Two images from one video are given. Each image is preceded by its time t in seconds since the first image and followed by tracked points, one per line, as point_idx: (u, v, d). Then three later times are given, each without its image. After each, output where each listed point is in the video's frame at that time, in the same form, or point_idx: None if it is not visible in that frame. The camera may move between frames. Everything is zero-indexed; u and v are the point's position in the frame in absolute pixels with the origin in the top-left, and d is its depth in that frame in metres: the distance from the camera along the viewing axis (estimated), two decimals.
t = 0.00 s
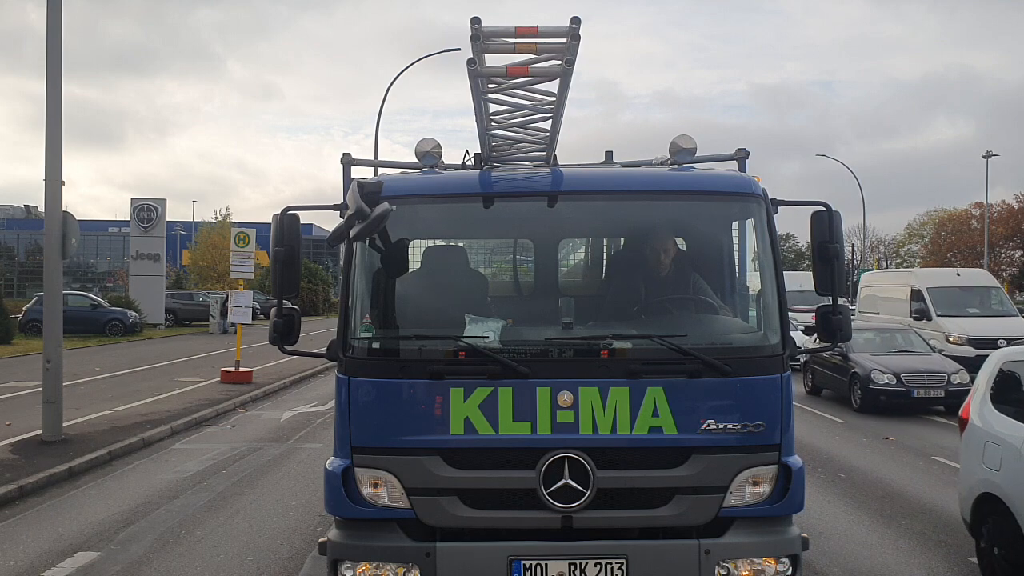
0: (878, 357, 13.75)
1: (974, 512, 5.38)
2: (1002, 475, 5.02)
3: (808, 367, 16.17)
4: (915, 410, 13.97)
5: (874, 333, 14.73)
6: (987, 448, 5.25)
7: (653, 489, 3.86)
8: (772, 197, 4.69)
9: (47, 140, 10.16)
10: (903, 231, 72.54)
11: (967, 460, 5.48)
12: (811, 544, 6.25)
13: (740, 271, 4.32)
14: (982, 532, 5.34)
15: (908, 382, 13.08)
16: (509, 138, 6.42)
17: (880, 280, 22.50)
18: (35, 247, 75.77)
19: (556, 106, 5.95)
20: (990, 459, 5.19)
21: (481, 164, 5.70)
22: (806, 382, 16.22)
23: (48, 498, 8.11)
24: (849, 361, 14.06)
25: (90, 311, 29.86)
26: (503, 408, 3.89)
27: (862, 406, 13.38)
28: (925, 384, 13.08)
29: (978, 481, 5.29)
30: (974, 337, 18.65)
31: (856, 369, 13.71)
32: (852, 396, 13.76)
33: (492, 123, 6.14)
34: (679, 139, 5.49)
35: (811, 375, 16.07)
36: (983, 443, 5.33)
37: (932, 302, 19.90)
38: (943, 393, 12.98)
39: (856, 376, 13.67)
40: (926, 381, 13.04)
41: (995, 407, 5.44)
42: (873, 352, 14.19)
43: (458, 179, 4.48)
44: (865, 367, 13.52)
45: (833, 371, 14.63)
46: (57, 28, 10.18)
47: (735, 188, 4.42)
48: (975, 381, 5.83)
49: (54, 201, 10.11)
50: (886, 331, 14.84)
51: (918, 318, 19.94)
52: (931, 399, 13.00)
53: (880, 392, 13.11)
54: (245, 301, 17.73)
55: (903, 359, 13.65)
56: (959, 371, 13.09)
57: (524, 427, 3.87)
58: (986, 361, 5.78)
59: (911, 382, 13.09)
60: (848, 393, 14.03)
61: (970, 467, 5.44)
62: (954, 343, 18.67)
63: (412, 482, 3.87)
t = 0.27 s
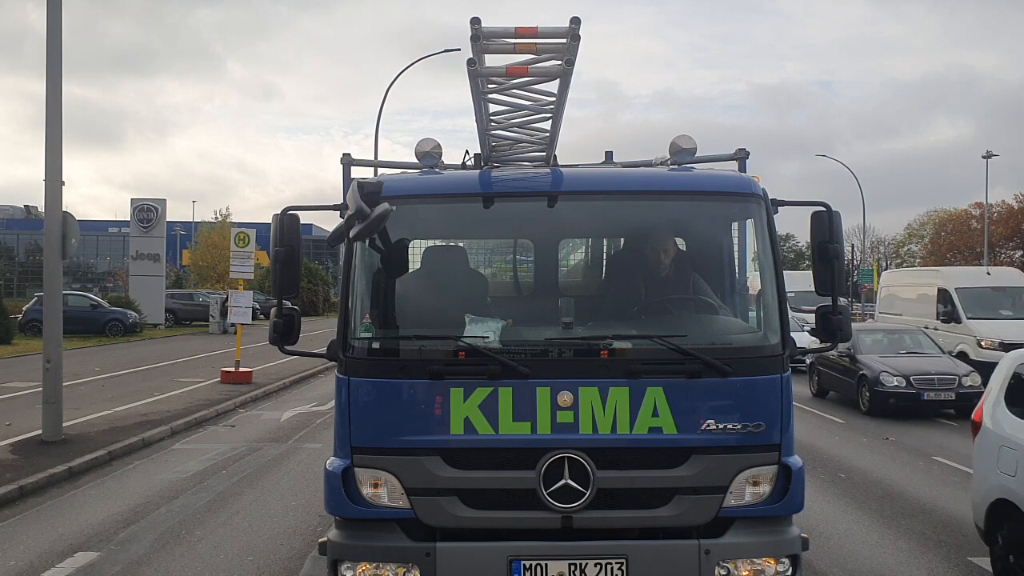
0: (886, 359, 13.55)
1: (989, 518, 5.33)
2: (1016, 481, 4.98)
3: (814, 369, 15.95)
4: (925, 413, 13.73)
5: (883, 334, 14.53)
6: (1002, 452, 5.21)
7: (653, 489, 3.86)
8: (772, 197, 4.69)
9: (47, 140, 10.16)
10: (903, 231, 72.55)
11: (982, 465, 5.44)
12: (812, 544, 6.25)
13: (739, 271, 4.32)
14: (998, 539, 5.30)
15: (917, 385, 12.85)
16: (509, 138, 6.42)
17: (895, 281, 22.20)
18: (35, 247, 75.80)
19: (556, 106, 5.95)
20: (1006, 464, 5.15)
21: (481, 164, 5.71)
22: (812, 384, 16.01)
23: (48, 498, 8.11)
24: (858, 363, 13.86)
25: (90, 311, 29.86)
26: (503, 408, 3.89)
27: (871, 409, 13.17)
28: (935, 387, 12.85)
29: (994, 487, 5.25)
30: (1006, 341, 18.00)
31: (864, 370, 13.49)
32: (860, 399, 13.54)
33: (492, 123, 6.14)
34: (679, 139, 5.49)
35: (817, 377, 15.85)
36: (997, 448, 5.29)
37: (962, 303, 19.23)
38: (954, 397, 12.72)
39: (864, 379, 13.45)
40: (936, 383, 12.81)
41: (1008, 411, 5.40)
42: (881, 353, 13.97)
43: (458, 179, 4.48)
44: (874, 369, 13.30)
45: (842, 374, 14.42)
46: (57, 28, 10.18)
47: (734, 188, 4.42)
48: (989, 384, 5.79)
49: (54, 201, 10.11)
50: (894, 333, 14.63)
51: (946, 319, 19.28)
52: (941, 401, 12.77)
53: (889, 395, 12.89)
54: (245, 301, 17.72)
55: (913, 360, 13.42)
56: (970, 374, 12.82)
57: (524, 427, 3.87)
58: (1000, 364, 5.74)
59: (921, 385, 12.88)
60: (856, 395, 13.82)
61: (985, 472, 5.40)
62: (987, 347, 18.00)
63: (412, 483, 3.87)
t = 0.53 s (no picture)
0: (894, 361, 13.40)
1: (1002, 524, 5.27)
2: None
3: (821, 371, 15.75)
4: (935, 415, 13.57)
5: (890, 334, 14.37)
6: (1015, 456, 5.15)
7: (653, 489, 3.86)
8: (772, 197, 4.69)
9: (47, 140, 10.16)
10: (903, 231, 72.53)
11: (994, 469, 5.38)
12: (812, 544, 6.25)
13: (740, 271, 4.32)
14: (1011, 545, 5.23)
15: (928, 387, 12.71)
16: (509, 138, 6.42)
17: (910, 281, 21.56)
18: (35, 247, 75.83)
19: (556, 106, 5.95)
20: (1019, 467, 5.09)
21: (481, 164, 5.71)
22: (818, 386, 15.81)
23: (48, 498, 8.11)
24: (866, 365, 13.70)
25: (90, 311, 29.86)
26: (503, 408, 3.89)
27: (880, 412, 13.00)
28: (945, 389, 12.71)
29: (1006, 491, 5.18)
30: None
31: (873, 372, 13.32)
32: (869, 401, 13.37)
33: (492, 123, 6.14)
34: (679, 139, 5.49)
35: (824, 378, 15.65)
36: (1010, 451, 5.23)
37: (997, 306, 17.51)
38: (965, 399, 12.59)
39: (873, 381, 13.26)
40: (947, 385, 12.67)
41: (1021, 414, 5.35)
42: (890, 354, 13.80)
43: (458, 179, 4.48)
44: (882, 371, 13.13)
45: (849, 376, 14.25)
46: (57, 28, 10.18)
47: (734, 188, 4.42)
48: (1001, 387, 5.75)
49: (54, 201, 10.11)
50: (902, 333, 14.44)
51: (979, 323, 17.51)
52: (952, 404, 12.63)
53: (899, 397, 12.74)
54: (245, 300, 17.72)
55: (922, 362, 13.26)
56: (982, 375, 12.69)
57: (524, 427, 3.87)
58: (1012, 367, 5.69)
59: (931, 387, 12.72)
60: (865, 397, 13.64)
61: (997, 476, 5.34)
62: None
63: (412, 483, 3.87)
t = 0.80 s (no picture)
0: (903, 364, 13.30)
1: (1011, 529, 5.20)
2: None
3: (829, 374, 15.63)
4: (945, 419, 13.43)
5: (900, 337, 14.27)
6: None
7: (653, 488, 3.86)
8: (772, 197, 4.69)
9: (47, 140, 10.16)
10: (904, 231, 72.54)
11: (1004, 473, 5.32)
12: (813, 544, 6.25)
13: (740, 272, 4.32)
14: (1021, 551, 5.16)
15: (938, 390, 12.60)
16: (509, 138, 6.42)
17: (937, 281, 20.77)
18: (35, 247, 75.87)
19: (556, 106, 5.95)
20: None
21: (481, 164, 5.71)
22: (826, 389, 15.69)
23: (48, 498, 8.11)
24: (875, 368, 13.60)
25: (90, 311, 29.86)
26: (503, 407, 3.89)
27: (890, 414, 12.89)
28: (956, 392, 12.60)
29: (1016, 496, 5.11)
30: None
31: (882, 374, 13.23)
32: (878, 403, 13.28)
33: (492, 123, 6.14)
34: (679, 139, 5.49)
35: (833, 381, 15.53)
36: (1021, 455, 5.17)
37: None
38: (976, 401, 12.48)
39: (883, 383, 13.17)
40: (958, 388, 12.56)
41: None
42: (899, 356, 13.73)
43: (458, 179, 4.48)
44: (892, 373, 13.04)
45: (858, 378, 14.13)
46: (57, 28, 10.18)
47: (734, 188, 4.42)
48: (1012, 391, 5.71)
49: (54, 201, 10.10)
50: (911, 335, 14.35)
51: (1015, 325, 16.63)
52: (963, 407, 12.52)
53: (909, 399, 12.63)
54: (246, 301, 17.73)
55: (930, 364, 13.19)
56: (994, 378, 12.56)
57: (524, 427, 3.87)
58: None
59: (941, 389, 12.63)
60: (874, 400, 13.54)
61: (1007, 481, 5.28)
62: None
63: (412, 483, 3.87)
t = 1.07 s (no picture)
0: (913, 365, 12.93)
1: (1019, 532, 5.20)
2: None
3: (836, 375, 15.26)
4: (955, 421, 13.10)
5: (907, 337, 13.90)
6: None
7: (653, 488, 3.86)
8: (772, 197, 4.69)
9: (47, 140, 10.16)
10: (904, 231, 72.55)
11: (1013, 476, 5.32)
12: (813, 544, 6.25)
13: (740, 272, 4.31)
14: None
15: (950, 392, 12.23)
16: (509, 138, 6.42)
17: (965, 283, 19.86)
18: (35, 247, 75.90)
19: (556, 106, 5.95)
20: None
21: (481, 164, 5.71)
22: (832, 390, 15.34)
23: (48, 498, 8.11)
24: (883, 370, 13.21)
25: (90, 311, 29.87)
26: (503, 407, 3.89)
27: (898, 417, 12.51)
28: (968, 394, 12.24)
29: None
30: None
31: (891, 377, 12.84)
32: (887, 406, 12.89)
33: (492, 123, 6.14)
34: (679, 139, 5.49)
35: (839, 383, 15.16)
36: None
37: None
38: (989, 404, 12.13)
39: (892, 385, 12.76)
40: (970, 390, 12.19)
41: None
42: (908, 359, 13.34)
43: (458, 179, 4.48)
44: (901, 375, 12.65)
45: (865, 380, 13.74)
46: (57, 28, 10.18)
47: (734, 188, 4.42)
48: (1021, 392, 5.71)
49: (54, 201, 10.10)
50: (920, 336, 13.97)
51: None
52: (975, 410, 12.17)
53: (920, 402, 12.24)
54: (246, 300, 17.73)
55: (940, 365, 12.82)
56: (1007, 380, 12.21)
57: (524, 427, 3.87)
58: None
59: (953, 392, 12.25)
60: (882, 403, 13.15)
61: (1016, 484, 5.27)
62: None
63: (412, 483, 3.87)
